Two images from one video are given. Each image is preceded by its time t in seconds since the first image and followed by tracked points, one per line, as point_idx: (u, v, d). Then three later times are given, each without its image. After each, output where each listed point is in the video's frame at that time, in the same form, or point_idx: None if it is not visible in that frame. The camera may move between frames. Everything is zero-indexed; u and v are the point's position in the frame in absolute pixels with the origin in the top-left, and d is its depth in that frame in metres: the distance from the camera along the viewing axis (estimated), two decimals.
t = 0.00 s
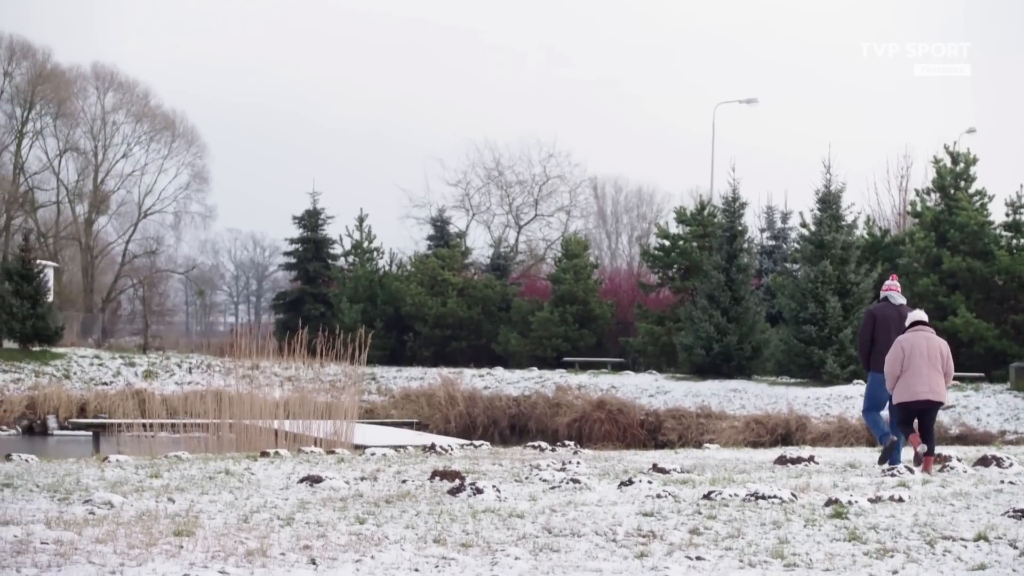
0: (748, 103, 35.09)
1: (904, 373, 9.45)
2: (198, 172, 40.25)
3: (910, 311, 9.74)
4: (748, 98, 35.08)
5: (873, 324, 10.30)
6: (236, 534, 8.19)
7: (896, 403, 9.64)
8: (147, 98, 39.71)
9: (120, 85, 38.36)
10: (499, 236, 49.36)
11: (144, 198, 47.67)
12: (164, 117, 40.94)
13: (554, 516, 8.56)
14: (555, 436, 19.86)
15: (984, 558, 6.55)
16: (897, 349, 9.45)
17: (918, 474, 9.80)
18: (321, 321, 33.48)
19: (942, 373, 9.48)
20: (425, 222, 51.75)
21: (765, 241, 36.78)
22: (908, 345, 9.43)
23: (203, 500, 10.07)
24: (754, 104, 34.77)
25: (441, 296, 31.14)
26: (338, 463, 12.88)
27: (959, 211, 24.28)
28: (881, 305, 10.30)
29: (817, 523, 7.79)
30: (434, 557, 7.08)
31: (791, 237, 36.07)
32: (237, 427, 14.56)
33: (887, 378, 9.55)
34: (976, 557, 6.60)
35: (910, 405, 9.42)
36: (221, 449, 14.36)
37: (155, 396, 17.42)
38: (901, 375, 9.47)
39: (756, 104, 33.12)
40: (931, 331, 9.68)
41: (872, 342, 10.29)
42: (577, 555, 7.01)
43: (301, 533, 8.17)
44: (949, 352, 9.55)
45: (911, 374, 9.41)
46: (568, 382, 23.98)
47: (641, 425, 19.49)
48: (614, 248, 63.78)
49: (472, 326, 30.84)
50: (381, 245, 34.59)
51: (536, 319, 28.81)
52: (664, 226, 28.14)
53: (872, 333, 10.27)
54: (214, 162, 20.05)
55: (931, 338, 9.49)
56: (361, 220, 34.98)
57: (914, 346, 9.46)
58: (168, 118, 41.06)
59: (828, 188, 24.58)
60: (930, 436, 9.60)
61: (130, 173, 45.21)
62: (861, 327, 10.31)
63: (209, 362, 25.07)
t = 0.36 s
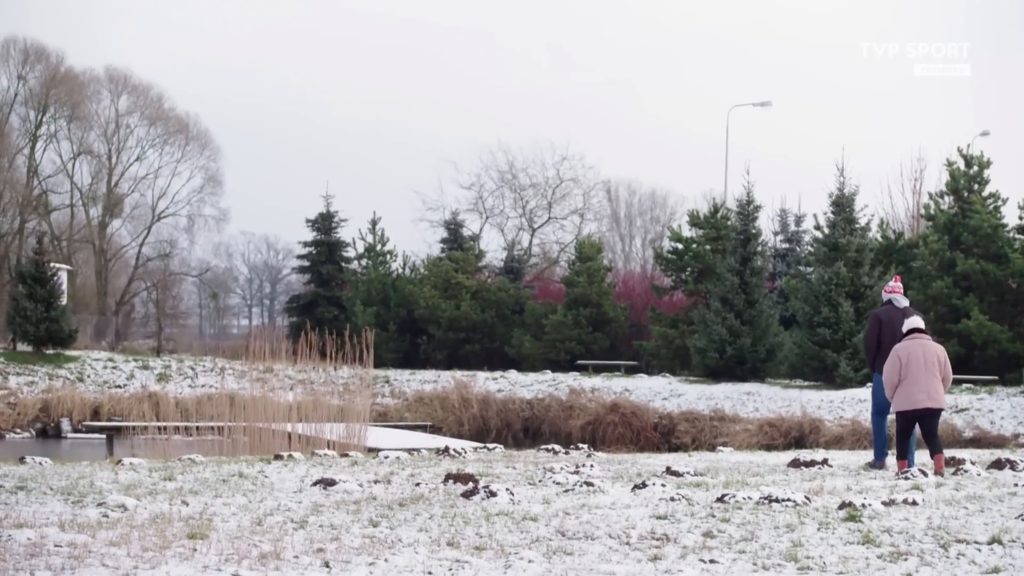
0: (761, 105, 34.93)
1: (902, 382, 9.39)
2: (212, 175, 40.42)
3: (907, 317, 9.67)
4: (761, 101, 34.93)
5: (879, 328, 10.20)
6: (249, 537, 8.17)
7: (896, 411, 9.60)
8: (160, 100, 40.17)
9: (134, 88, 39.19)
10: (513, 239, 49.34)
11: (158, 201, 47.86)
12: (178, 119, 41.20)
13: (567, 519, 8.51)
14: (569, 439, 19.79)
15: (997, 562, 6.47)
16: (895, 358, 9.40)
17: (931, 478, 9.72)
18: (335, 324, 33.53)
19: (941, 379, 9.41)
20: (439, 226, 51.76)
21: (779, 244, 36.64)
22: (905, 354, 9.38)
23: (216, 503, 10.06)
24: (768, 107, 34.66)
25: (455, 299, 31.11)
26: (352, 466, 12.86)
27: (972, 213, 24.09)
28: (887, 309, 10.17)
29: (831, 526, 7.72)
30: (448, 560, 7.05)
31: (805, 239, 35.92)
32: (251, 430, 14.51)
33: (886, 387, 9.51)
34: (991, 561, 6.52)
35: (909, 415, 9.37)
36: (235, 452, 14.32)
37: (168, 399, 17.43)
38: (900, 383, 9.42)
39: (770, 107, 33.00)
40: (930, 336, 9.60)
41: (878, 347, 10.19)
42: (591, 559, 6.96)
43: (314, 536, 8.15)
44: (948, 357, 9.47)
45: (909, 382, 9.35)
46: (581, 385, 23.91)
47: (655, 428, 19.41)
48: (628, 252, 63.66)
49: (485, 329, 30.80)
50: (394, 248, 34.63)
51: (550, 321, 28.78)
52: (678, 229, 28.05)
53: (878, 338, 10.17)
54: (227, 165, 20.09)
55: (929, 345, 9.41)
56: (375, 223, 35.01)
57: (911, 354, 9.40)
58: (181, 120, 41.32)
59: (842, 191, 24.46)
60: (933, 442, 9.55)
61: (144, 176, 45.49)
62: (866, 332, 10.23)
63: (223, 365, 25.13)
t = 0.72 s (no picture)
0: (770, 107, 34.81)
1: (896, 381, 9.69)
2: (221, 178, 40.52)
3: (905, 318, 9.95)
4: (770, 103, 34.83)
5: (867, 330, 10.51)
6: (259, 538, 8.16)
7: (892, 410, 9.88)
8: (169, 102, 40.41)
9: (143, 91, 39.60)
10: (521, 241, 49.30)
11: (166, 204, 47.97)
12: (187, 121, 41.35)
13: (576, 520, 8.48)
14: (578, 441, 19.76)
15: (1007, 564, 6.42)
16: (890, 357, 9.69)
17: (940, 480, 9.67)
18: (343, 326, 33.54)
19: (936, 380, 9.67)
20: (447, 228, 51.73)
21: (787, 246, 36.53)
22: (899, 354, 9.68)
23: (225, 505, 10.05)
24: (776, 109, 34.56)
25: (463, 301, 31.08)
26: (361, 468, 12.86)
27: (981, 215, 23.97)
28: (873, 311, 10.47)
29: (839, 528, 7.68)
30: (457, 562, 7.03)
31: (813, 242, 35.82)
32: (260, 433, 14.52)
33: (881, 386, 9.80)
34: (1000, 563, 6.47)
35: (904, 412, 9.66)
36: (244, 454, 14.34)
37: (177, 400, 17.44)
38: (895, 382, 9.72)
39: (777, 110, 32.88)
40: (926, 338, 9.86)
41: (867, 347, 10.52)
42: (599, 561, 6.93)
43: (323, 538, 8.13)
44: (943, 358, 9.72)
45: (903, 382, 9.65)
46: (590, 387, 23.87)
47: (664, 430, 19.36)
48: (637, 254, 63.55)
49: (494, 331, 30.74)
50: (403, 250, 34.63)
51: (559, 323, 28.73)
52: (686, 231, 27.98)
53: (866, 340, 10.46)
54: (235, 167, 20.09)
55: (923, 347, 9.69)
56: (383, 225, 35.02)
57: (906, 354, 9.70)
58: (190, 122, 41.48)
59: (850, 192, 24.38)
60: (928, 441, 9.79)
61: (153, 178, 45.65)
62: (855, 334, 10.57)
63: (231, 367, 25.13)
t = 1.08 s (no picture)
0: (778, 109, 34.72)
1: (900, 380, 9.70)
2: (229, 179, 40.60)
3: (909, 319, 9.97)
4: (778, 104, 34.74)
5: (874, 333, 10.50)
6: (268, 540, 8.16)
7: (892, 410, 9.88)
8: (177, 104, 40.57)
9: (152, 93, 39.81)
10: (530, 242, 49.27)
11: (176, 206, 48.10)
12: (195, 122, 41.50)
13: (585, 522, 8.45)
14: (586, 442, 19.74)
15: (1017, 566, 6.38)
16: (896, 355, 9.69)
17: (949, 482, 9.61)
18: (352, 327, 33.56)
19: (939, 380, 9.71)
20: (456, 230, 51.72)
21: (796, 247, 36.44)
22: (905, 353, 9.69)
23: (234, 506, 10.05)
24: (785, 111, 34.53)
25: (472, 302, 31.08)
26: (370, 470, 12.85)
27: (991, 217, 23.85)
28: (881, 315, 10.45)
29: (848, 530, 7.63)
30: (466, 564, 7.00)
31: (822, 243, 35.73)
32: (269, 434, 14.54)
33: (884, 385, 9.79)
34: (1010, 565, 6.43)
35: (906, 411, 9.66)
36: (252, 455, 14.36)
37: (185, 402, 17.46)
38: (898, 381, 9.72)
39: (786, 112, 32.82)
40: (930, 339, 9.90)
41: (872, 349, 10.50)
42: (608, 562, 6.90)
43: (331, 539, 8.11)
44: (946, 360, 9.78)
45: (907, 381, 9.65)
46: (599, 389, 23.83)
47: (673, 431, 19.31)
48: (646, 255, 63.47)
49: (502, 333, 30.71)
50: (412, 252, 34.63)
51: (568, 325, 28.70)
52: (695, 232, 27.91)
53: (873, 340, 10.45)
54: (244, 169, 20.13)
55: (928, 347, 9.72)
56: (392, 227, 35.03)
57: (911, 354, 9.71)
58: (198, 124, 41.60)
59: (859, 194, 24.31)
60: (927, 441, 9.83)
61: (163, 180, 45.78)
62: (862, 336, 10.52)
63: (240, 368, 25.14)
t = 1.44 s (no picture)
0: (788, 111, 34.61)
1: (900, 384, 9.69)
2: (239, 181, 40.69)
3: (909, 320, 9.91)
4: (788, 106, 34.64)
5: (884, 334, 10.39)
6: (277, 542, 8.14)
7: (893, 410, 9.91)
8: (187, 106, 40.79)
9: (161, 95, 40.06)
10: (539, 244, 49.22)
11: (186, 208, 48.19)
12: (205, 124, 41.71)
13: (595, 524, 8.41)
14: (596, 444, 19.70)
15: None
16: (896, 359, 9.65)
17: (959, 484, 9.55)
18: (361, 329, 33.58)
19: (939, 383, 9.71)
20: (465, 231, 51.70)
21: (805, 249, 36.35)
22: (906, 357, 9.65)
23: (243, 508, 10.04)
24: (794, 113, 34.45)
25: (482, 304, 31.09)
26: (379, 472, 12.83)
27: (1001, 218, 23.72)
28: (891, 315, 10.37)
29: (858, 532, 7.58)
30: (475, 566, 6.97)
31: (832, 245, 35.64)
32: (278, 436, 14.54)
33: (885, 388, 9.77)
34: (1021, 567, 6.37)
35: (906, 415, 9.67)
36: (262, 457, 14.36)
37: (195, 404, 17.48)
38: (899, 385, 9.70)
39: (796, 112, 32.73)
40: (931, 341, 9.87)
41: (883, 352, 10.39)
42: (617, 564, 6.86)
43: (341, 541, 8.10)
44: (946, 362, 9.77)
45: (908, 385, 9.64)
46: (609, 391, 23.77)
47: (682, 433, 19.25)
48: (655, 257, 63.38)
49: (512, 335, 30.70)
50: (421, 254, 34.64)
51: (577, 327, 28.66)
52: (705, 234, 27.84)
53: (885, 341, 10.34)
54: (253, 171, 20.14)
55: (929, 350, 9.68)
56: (402, 229, 35.06)
57: (912, 358, 9.66)
58: (208, 125, 41.79)
59: (868, 196, 24.25)
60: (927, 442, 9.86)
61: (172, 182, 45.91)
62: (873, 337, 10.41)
63: (249, 370, 25.13)
